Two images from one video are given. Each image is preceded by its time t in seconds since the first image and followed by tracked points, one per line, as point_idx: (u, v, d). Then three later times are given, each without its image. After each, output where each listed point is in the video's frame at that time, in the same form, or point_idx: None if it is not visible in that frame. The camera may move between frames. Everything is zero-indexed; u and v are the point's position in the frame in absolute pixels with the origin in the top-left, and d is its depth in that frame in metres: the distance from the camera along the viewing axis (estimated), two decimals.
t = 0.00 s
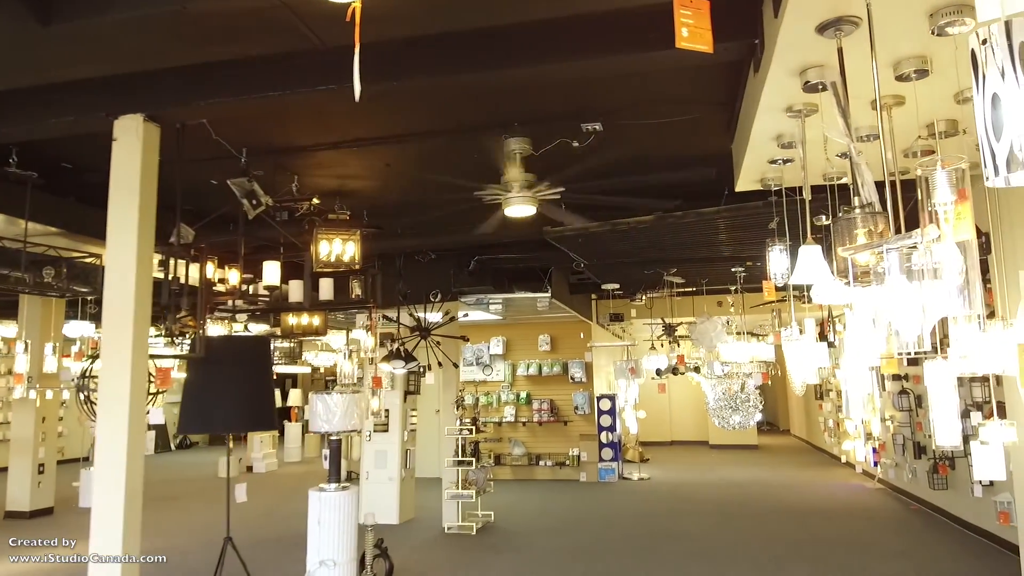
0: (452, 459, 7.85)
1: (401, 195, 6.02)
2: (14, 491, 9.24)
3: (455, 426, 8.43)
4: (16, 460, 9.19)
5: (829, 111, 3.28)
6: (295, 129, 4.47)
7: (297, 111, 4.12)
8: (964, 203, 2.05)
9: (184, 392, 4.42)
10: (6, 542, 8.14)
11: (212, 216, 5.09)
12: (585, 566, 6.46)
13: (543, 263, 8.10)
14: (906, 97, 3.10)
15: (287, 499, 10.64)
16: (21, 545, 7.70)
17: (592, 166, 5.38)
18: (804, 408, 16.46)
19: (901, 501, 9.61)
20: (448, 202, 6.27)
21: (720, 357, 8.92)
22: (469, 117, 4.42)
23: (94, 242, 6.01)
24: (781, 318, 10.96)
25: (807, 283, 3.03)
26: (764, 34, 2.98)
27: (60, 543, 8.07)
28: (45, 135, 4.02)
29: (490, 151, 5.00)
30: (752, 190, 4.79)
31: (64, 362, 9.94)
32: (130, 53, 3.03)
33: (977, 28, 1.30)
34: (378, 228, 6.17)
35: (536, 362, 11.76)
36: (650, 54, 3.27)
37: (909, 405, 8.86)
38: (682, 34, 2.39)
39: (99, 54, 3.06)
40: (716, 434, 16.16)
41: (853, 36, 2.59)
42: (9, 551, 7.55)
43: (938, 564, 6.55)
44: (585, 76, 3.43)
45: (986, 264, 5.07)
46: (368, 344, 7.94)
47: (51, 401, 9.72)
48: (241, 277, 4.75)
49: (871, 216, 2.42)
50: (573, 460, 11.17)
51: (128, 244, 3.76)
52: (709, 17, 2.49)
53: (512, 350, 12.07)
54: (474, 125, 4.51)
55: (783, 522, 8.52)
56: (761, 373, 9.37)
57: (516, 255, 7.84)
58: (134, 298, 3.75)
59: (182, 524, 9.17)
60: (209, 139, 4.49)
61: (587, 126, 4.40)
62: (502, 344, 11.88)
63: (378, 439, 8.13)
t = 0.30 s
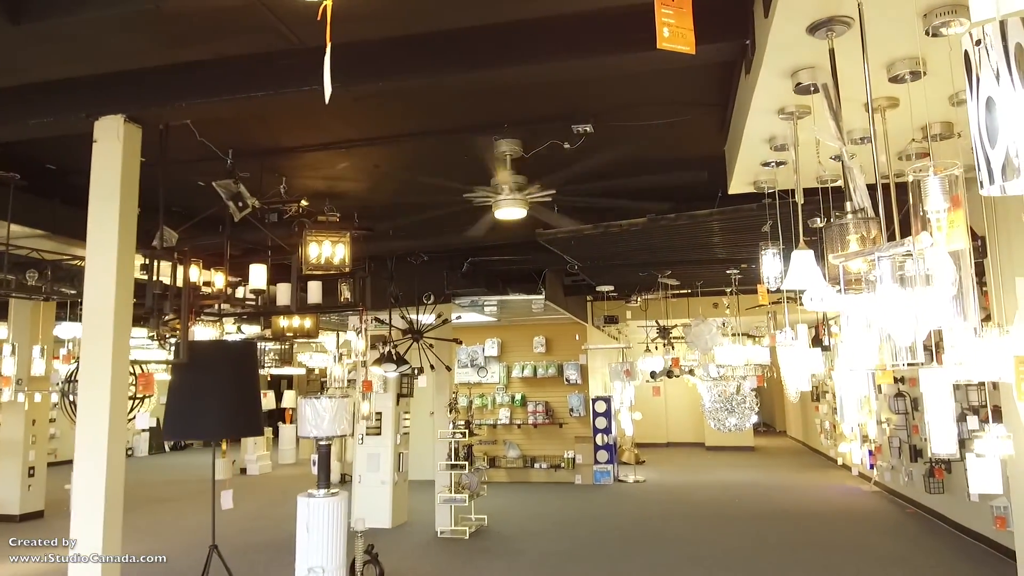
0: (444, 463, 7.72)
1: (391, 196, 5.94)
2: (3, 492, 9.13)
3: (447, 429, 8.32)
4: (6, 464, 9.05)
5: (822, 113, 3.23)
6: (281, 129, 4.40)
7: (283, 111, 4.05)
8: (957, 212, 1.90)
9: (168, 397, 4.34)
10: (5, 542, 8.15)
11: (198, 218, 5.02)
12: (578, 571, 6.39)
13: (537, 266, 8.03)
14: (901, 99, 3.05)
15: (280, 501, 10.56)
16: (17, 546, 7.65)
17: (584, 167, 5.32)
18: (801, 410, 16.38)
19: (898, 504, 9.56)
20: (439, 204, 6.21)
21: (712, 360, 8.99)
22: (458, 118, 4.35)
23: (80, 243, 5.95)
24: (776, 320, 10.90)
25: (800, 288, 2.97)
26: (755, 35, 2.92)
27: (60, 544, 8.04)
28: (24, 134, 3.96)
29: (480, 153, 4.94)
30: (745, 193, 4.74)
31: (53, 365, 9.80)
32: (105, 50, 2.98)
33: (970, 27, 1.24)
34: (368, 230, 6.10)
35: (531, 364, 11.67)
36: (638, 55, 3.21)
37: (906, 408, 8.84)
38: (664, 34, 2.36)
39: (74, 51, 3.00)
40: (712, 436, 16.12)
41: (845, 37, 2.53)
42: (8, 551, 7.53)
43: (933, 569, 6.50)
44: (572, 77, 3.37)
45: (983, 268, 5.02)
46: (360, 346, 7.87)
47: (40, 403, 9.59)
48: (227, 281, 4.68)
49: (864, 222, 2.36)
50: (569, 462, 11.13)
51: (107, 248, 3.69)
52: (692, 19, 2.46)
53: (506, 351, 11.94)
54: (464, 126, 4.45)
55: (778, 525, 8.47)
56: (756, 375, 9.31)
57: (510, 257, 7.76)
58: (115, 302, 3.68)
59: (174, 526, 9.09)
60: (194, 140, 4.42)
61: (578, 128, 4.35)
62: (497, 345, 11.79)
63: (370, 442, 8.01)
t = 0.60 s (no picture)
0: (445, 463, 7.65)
1: (391, 196, 5.89)
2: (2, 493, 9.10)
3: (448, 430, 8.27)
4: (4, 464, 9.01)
5: (826, 111, 3.18)
6: (279, 128, 4.36)
7: (280, 110, 4.01)
8: (972, 211, 1.92)
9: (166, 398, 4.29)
10: (5, 542, 8.16)
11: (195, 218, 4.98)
12: (579, 572, 6.35)
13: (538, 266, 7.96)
14: (907, 97, 3.00)
15: (280, 501, 10.52)
16: (14, 547, 7.62)
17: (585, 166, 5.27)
18: (803, 410, 16.32)
19: (901, 506, 9.50)
20: (440, 204, 6.16)
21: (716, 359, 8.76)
22: (457, 117, 4.31)
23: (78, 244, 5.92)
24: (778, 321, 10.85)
25: (806, 289, 2.91)
26: (758, 33, 2.88)
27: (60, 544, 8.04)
28: (19, 134, 3.94)
29: (481, 152, 4.89)
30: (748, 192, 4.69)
31: (52, 365, 9.75)
32: (97, 48, 2.95)
33: (989, 22, 1.19)
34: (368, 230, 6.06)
35: (531, 364, 11.59)
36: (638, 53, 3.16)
37: (909, 408, 8.79)
38: (668, 29, 2.30)
39: (65, 49, 2.97)
40: (714, 436, 16.08)
41: (851, 34, 2.48)
42: (8, 551, 7.53)
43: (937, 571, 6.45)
44: (571, 76, 3.33)
45: (989, 268, 4.96)
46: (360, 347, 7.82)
47: (39, 404, 9.55)
48: (224, 281, 4.64)
49: (872, 222, 2.31)
50: (570, 462, 11.06)
51: (103, 248, 3.65)
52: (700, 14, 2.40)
53: (507, 351, 11.90)
54: (464, 125, 4.41)
55: (780, 526, 8.42)
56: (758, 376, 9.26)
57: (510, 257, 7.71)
58: (111, 303, 3.63)
59: (173, 527, 9.06)
60: (191, 139, 4.38)
61: (579, 127, 4.30)
62: (498, 346, 11.73)
63: (370, 443, 7.96)
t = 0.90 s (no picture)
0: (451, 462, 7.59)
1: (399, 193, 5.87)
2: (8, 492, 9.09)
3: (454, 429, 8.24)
4: (11, 463, 9.00)
5: (841, 105, 3.14)
6: (288, 124, 4.35)
7: (290, 105, 4.00)
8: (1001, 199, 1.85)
9: (174, 396, 4.28)
10: (5, 541, 8.13)
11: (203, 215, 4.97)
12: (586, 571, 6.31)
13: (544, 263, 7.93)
14: (924, 90, 2.96)
15: (285, 501, 10.50)
16: (16, 546, 7.60)
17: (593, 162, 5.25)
18: (809, 410, 16.26)
19: (909, 505, 9.44)
20: (447, 202, 6.14)
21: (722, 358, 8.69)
22: (466, 112, 4.29)
23: (84, 241, 5.91)
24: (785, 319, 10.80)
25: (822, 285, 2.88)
26: (773, 24, 2.85)
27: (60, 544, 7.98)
28: (28, 129, 3.94)
29: (490, 148, 4.87)
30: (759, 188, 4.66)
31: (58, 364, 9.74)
32: (107, 41, 2.95)
33: None
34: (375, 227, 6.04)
35: (537, 363, 11.55)
36: (650, 45, 3.14)
37: (917, 407, 8.74)
38: (694, 13, 2.59)
39: (76, 42, 2.97)
40: (719, 436, 16.02)
41: (870, 24, 2.45)
42: (9, 551, 7.50)
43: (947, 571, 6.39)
44: (582, 69, 3.31)
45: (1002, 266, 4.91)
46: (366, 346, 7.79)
47: (46, 403, 9.55)
48: (233, 278, 4.63)
49: (892, 215, 2.29)
50: (575, 462, 10.99)
51: (112, 244, 3.63)
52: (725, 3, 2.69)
53: (512, 350, 11.83)
54: (473, 121, 4.39)
55: (788, 526, 8.37)
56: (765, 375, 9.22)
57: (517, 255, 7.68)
58: (121, 300, 3.62)
59: (178, 526, 9.04)
60: (199, 134, 4.37)
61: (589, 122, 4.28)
62: (503, 345, 11.55)
63: (377, 441, 7.93)
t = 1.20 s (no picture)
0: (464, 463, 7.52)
1: (413, 194, 5.86)
2: (24, 492, 9.13)
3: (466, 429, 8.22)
4: (25, 463, 9.02)
5: (864, 104, 3.11)
6: (304, 125, 4.35)
7: (307, 105, 4.00)
8: None
9: (191, 397, 4.30)
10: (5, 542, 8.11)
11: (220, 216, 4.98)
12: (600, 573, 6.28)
13: (557, 264, 7.90)
14: (950, 88, 2.92)
15: (297, 501, 10.50)
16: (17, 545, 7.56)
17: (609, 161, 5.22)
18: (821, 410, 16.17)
19: (924, 507, 9.35)
20: (461, 202, 6.12)
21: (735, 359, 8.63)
22: (481, 112, 4.27)
23: (99, 242, 5.95)
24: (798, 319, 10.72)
25: (848, 287, 2.84)
26: (797, 24, 2.82)
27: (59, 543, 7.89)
28: (46, 131, 3.96)
29: (505, 148, 4.86)
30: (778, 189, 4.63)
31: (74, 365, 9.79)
32: (126, 43, 2.96)
33: None
34: (390, 228, 6.03)
35: (548, 364, 11.50)
36: (670, 44, 3.11)
37: (932, 409, 8.65)
38: (736, 10, 2.50)
39: (95, 44, 2.98)
40: (730, 437, 15.94)
41: (899, 22, 2.40)
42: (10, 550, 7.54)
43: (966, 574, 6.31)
44: (600, 69, 3.29)
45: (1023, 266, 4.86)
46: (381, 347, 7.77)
47: (60, 404, 9.56)
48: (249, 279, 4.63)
49: (924, 215, 2.26)
50: (587, 463, 10.96)
51: (130, 245, 3.64)
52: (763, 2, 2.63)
53: (523, 351, 11.82)
54: (489, 121, 4.38)
55: (803, 529, 8.29)
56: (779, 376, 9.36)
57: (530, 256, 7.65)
58: (140, 302, 3.63)
59: (190, 526, 9.05)
60: (215, 135, 4.39)
61: (606, 123, 4.26)
62: (514, 345, 11.60)
63: (389, 442, 7.89)
